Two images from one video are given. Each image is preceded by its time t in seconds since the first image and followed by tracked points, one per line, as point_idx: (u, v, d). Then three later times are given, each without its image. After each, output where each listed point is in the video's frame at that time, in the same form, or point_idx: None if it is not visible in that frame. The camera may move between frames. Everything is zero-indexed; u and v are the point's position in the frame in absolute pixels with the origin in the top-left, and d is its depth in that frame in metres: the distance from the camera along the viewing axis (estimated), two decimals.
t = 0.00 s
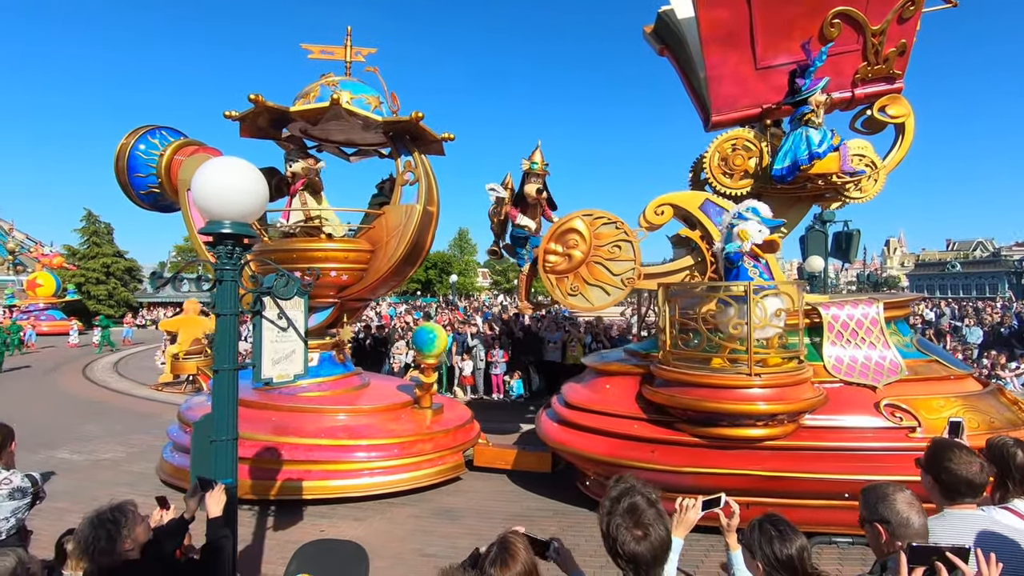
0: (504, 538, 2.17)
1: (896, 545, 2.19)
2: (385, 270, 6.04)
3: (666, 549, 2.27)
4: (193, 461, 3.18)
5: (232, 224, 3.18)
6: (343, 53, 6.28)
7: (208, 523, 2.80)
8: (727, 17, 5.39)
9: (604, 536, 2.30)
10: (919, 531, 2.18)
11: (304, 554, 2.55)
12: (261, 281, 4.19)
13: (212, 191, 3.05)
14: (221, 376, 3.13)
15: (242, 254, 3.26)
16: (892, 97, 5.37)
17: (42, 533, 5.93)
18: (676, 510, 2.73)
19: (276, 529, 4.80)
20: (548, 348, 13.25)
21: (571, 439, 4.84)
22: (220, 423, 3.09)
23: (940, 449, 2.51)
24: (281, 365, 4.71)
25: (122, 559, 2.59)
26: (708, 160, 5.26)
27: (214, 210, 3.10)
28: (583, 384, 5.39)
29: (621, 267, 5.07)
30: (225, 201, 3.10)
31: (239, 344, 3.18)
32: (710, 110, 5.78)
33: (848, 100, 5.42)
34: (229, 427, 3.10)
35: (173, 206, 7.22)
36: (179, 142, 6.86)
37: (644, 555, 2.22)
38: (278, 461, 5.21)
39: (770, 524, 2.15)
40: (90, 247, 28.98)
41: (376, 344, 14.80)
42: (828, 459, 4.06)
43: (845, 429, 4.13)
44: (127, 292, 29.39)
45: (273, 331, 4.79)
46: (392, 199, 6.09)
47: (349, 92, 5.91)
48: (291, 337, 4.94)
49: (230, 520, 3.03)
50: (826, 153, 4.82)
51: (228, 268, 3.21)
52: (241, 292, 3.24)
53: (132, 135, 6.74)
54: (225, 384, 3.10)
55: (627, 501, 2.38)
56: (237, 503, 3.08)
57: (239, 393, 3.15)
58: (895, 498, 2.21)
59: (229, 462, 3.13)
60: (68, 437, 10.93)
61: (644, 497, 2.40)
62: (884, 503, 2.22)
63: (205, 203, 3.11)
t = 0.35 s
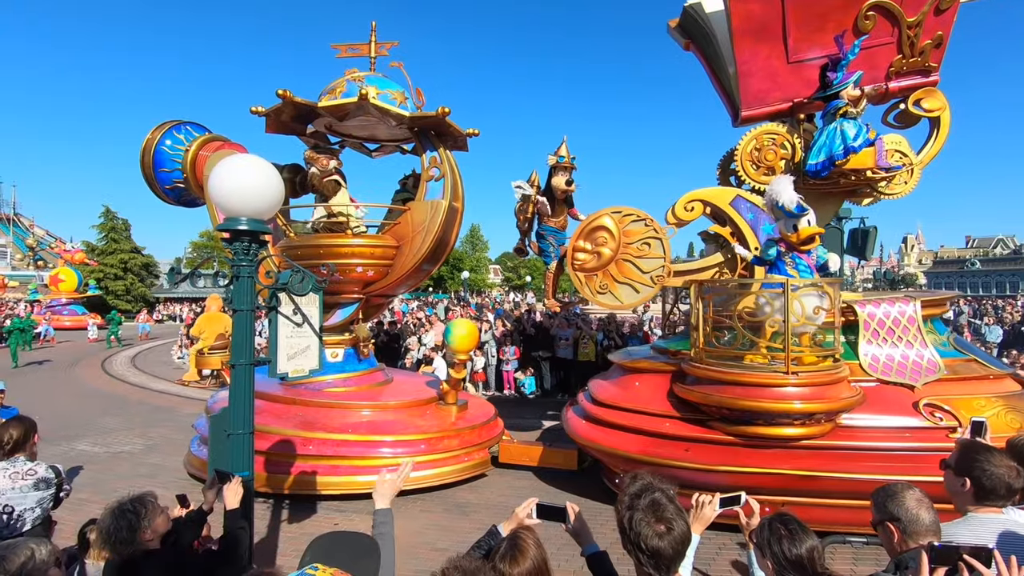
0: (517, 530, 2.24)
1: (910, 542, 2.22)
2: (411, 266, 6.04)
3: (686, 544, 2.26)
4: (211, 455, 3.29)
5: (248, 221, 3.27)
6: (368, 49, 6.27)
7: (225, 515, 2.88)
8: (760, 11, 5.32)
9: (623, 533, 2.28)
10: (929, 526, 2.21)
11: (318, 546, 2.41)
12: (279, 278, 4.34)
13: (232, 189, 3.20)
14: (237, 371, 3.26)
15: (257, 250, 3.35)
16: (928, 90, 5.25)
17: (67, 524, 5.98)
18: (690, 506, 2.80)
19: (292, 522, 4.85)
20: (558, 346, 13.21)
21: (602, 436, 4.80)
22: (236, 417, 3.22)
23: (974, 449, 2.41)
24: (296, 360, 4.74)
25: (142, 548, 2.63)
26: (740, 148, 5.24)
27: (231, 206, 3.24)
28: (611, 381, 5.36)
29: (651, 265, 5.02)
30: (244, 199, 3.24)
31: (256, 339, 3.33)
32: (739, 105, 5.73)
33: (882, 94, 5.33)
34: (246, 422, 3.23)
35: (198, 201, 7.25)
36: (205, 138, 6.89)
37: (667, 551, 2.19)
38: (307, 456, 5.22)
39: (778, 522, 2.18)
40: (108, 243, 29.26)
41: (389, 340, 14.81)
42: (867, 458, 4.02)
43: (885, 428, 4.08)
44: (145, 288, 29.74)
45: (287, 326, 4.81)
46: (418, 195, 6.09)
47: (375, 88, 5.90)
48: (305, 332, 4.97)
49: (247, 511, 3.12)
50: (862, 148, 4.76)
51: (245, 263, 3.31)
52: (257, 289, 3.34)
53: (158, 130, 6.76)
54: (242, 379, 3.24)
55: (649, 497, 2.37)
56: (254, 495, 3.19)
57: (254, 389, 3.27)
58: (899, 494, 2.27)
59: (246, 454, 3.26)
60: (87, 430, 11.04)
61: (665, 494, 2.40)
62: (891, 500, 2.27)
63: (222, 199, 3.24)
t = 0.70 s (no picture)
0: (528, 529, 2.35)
1: (918, 546, 2.18)
2: (434, 268, 6.02)
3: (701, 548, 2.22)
4: (223, 455, 3.32)
5: (261, 225, 3.31)
6: (389, 50, 6.26)
7: (237, 514, 2.88)
8: (787, 9, 5.26)
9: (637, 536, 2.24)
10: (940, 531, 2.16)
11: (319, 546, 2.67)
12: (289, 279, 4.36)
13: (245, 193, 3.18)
14: (249, 372, 3.28)
15: (270, 253, 3.39)
16: (960, 87, 5.16)
17: (89, 523, 6.00)
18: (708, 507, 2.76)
19: (302, 522, 4.90)
20: (567, 347, 13.15)
21: (630, 438, 4.75)
22: (248, 418, 3.25)
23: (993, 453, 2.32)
24: (308, 362, 4.71)
25: (157, 546, 2.68)
26: (776, 135, 5.18)
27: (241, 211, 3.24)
28: (637, 383, 5.31)
29: (678, 267, 4.97)
30: (256, 204, 3.27)
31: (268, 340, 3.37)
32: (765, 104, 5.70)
33: (912, 92, 5.24)
34: (258, 423, 3.25)
35: (218, 202, 7.28)
36: (227, 139, 6.92)
37: (680, 555, 2.16)
38: (333, 458, 5.19)
39: (785, 525, 2.21)
40: (124, 245, 29.55)
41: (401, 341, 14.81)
42: (905, 462, 3.95)
43: (924, 431, 4.01)
44: (159, 290, 30.05)
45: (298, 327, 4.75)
46: (440, 196, 6.07)
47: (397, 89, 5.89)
48: (317, 334, 4.94)
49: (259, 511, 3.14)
50: (894, 147, 4.72)
51: (257, 266, 3.33)
52: (268, 290, 3.37)
53: (181, 132, 6.80)
54: (255, 380, 3.27)
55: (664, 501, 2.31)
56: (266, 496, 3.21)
57: (267, 389, 3.34)
58: (907, 497, 2.22)
59: (258, 455, 3.29)
60: (104, 430, 11.13)
61: (680, 497, 2.34)
62: (900, 504, 2.23)
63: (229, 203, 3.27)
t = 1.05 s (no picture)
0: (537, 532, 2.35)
1: (926, 553, 2.13)
2: (455, 272, 5.99)
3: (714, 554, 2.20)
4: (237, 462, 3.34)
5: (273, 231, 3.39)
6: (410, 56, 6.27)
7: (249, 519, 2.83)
8: (813, 11, 5.22)
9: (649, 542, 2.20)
10: (947, 538, 2.10)
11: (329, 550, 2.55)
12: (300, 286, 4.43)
13: (252, 200, 3.23)
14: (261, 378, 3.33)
15: (281, 259, 3.43)
16: (989, 88, 5.10)
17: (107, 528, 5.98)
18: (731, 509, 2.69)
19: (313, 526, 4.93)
20: (577, 352, 13.09)
21: (659, 444, 4.68)
22: (260, 422, 3.27)
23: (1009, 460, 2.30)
24: (318, 367, 4.70)
25: (171, 549, 2.78)
26: (815, 130, 5.11)
27: (252, 219, 3.29)
28: (664, 389, 5.25)
29: (705, 272, 4.94)
30: (266, 210, 3.31)
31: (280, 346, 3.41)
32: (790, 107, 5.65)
33: (940, 93, 5.18)
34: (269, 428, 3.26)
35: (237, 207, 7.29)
36: (247, 145, 6.94)
37: (693, 560, 2.13)
38: (357, 465, 5.13)
39: (795, 529, 2.17)
40: (136, 251, 29.70)
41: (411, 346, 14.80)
42: (944, 468, 3.89)
43: (963, 437, 3.94)
44: (172, 295, 30.31)
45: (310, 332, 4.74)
46: (462, 201, 6.05)
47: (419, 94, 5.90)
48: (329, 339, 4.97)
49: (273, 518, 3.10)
50: (925, 149, 4.67)
51: (269, 273, 3.40)
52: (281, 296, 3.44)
53: (202, 137, 6.82)
54: (266, 384, 3.30)
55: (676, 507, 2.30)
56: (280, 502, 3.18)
57: (277, 392, 3.33)
58: (915, 503, 2.18)
59: (271, 460, 3.29)
60: (117, 434, 11.16)
61: (691, 503, 2.33)
62: (907, 510, 2.18)
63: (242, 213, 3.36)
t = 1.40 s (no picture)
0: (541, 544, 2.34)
1: (929, 562, 2.17)
2: (477, 278, 5.96)
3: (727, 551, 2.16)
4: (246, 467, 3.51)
5: (283, 237, 3.52)
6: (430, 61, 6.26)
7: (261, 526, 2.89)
8: (840, 15, 5.18)
9: (661, 548, 2.13)
10: (947, 544, 2.13)
11: (339, 558, 2.57)
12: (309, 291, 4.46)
13: (262, 207, 3.43)
14: (272, 384, 3.50)
15: (292, 265, 3.58)
16: (1019, 90, 5.03)
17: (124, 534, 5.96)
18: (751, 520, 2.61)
19: (322, 532, 4.90)
20: (586, 358, 13.02)
21: (693, 453, 4.58)
22: (270, 428, 3.44)
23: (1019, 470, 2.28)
24: (328, 372, 4.81)
25: (184, 554, 2.77)
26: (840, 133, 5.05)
27: (262, 225, 3.46)
28: (690, 396, 5.19)
29: (733, 278, 4.90)
30: (276, 217, 3.46)
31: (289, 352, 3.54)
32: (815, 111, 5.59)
33: (968, 96, 5.11)
34: (279, 434, 3.42)
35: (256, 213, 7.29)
36: (267, 150, 6.96)
37: (710, 558, 2.09)
38: (382, 473, 5.06)
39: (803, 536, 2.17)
40: (148, 257, 29.95)
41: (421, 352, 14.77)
42: (983, 478, 3.81)
43: (1001, 446, 3.87)
44: (182, 301, 30.45)
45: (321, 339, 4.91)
46: (484, 206, 6.03)
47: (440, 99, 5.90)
48: (338, 344, 5.07)
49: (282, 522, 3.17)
50: (957, 152, 4.64)
51: (279, 279, 3.54)
52: (291, 302, 3.56)
53: (222, 142, 6.85)
54: (277, 392, 3.47)
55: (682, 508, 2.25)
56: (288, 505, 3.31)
57: (288, 399, 3.49)
58: (914, 511, 2.24)
59: (281, 465, 3.44)
60: (127, 439, 11.15)
61: (693, 503, 2.30)
62: (907, 519, 2.24)
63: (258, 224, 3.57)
